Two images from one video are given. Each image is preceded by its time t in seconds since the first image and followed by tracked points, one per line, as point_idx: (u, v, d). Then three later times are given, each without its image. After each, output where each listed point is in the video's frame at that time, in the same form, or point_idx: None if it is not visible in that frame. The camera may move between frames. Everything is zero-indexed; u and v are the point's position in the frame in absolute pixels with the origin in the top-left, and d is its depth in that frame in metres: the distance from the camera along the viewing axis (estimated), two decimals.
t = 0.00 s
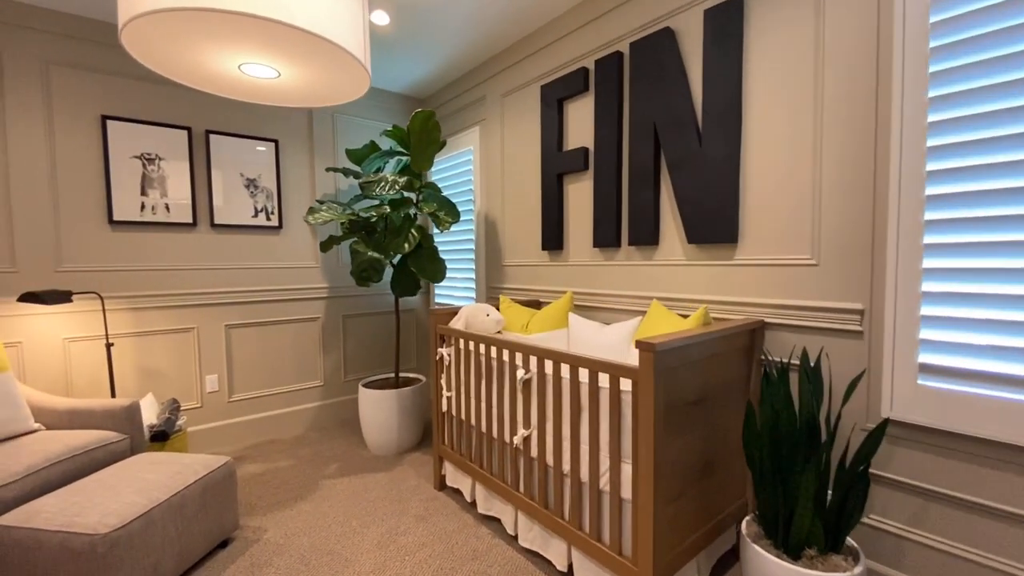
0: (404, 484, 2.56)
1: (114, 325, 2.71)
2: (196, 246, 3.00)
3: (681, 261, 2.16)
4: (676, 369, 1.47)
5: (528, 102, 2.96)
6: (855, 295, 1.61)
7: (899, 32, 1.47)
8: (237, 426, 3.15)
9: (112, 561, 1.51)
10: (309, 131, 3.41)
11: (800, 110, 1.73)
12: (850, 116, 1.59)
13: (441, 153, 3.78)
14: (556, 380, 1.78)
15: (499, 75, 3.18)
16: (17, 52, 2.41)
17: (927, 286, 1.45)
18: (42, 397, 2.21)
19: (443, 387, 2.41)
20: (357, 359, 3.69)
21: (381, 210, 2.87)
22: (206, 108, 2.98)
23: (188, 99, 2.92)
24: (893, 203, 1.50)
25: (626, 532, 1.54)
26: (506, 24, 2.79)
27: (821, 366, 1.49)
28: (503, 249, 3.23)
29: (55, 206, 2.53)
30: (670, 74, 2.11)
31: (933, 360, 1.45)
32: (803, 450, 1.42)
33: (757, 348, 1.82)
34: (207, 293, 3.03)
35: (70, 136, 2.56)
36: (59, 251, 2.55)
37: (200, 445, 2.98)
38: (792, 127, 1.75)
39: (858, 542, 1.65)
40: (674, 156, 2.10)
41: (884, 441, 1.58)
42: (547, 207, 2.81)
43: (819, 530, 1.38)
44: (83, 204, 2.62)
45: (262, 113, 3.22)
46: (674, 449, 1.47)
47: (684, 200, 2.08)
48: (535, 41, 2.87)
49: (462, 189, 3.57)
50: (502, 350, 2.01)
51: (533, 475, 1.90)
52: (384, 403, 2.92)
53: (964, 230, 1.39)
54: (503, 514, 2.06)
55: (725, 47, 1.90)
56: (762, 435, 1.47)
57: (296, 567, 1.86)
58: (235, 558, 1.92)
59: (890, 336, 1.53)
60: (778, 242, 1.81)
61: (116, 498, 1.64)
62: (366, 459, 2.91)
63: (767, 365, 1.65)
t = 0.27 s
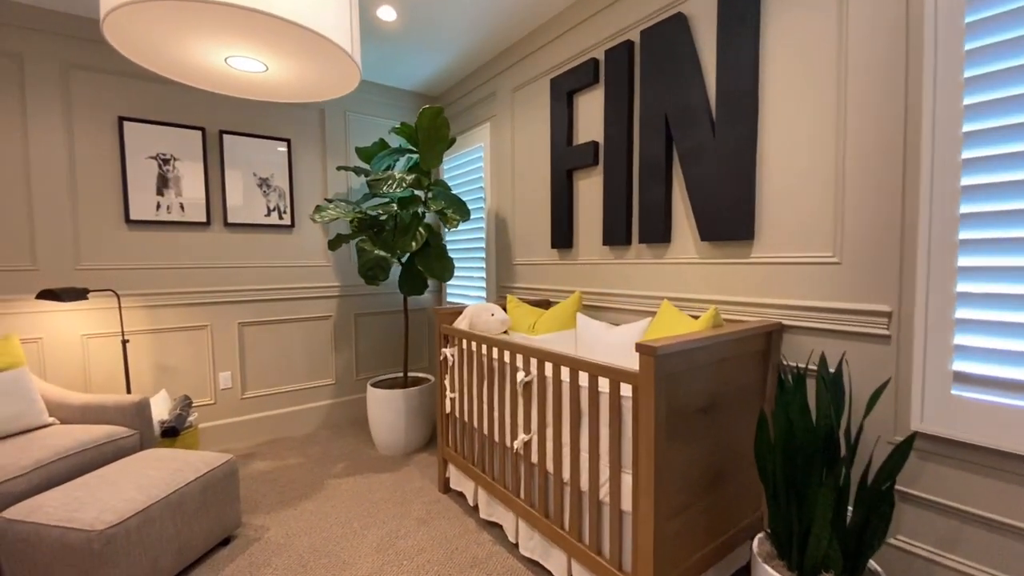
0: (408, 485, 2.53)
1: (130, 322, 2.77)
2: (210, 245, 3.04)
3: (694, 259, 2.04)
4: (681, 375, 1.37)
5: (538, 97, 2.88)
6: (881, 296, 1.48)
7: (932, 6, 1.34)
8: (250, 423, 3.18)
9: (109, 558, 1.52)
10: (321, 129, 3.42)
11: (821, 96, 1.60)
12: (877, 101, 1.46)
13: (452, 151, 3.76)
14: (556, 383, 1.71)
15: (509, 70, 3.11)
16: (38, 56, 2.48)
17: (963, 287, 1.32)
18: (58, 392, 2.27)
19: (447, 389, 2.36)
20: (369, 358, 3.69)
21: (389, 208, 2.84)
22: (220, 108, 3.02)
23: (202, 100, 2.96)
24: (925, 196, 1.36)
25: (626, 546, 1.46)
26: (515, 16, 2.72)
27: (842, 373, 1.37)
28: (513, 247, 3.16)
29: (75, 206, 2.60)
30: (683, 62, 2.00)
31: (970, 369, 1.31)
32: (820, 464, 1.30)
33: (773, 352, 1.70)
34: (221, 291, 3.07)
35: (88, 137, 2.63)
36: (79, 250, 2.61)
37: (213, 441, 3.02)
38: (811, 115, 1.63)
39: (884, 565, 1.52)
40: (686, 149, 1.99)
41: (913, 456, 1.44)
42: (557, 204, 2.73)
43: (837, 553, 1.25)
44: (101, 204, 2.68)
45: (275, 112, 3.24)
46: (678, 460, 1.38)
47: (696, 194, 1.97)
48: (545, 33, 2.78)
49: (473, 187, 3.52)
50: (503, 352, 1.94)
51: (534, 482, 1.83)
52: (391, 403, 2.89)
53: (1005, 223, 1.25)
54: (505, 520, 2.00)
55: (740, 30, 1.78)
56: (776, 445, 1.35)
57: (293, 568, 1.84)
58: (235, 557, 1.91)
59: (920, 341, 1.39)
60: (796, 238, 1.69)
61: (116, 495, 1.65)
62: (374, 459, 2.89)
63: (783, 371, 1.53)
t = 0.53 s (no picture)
0: (423, 488, 2.51)
1: (162, 320, 2.88)
2: (238, 246, 3.12)
3: (719, 261, 1.92)
4: (696, 387, 1.28)
5: (557, 94, 2.81)
6: (925, 303, 1.33)
7: None
8: (275, 420, 3.25)
9: (125, 551, 1.56)
10: (345, 131, 3.46)
11: (857, 84, 1.46)
12: (921, 87, 1.32)
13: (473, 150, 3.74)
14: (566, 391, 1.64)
15: (530, 67, 3.05)
16: (79, 67, 2.60)
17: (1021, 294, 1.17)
18: (93, 387, 2.37)
19: (461, 392, 2.33)
20: (391, 358, 3.71)
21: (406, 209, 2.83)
22: (247, 112, 3.10)
23: (230, 105, 3.04)
24: (976, 192, 1.22)
25: (636, 566, 1.37)
26: (534, 11, 2.66)
27: (878, 388, 1.24)
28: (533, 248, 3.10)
29: (112, 209, 2.72)
30: (706, 52, 1.88)
31: None
32: (850, 490, 1.18)
33: (803, 361, 1.57)
34: (247, 291, 3.15)
35: (124, 143, 2.74)
36: (116, 251, 2.74)
37: (240, 436, 3.10)
38: (845, 106, 1.49)
39: None
40: (710, 144, 1.88)
41: (961, 482, 1.29)
42: (576, 203, 2.65)
43: None
44: (136, 207, 2.80)
45: (300, 116, 3.30)
46: (691, 477, 1.29)
47: (720, 192, 1.85)
48: (564, 28, 2.71)
49: (494, 186, 3.48)
50: (514, 356, 1.89)
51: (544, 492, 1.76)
52: (409, 404, 2.88)
53: None
54: (515, 529, 1.94)
55: (768, 15, 1.65)
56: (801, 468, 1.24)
57: (303, 569, 1.85)
58: (249, 554, 1.94)
59: (970, 354, 1.25)
60: (829, 239, 1.55)
61: (135, 490, 1.70)
62: (391, 459, 2.89)
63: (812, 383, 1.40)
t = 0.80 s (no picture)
0: (439, 488, 2.50)
1: (195, 317, 2.99)
2: (266, 246, 3.21)
3: (746, 260, 1.80)
4: (711, 395, 1.19)
5: (578, 89, 2.74)
6: (974, 307, 1.20)
7: None
8: (301, 415, 3.33)
9: (145, 541, 1.61)
10: (369, 132, 3.50)
11: (898, 66, 1.33)
12: (972, 67, 1.19)
13: (497, 148, 3.71)
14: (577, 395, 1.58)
15: (551, 62, 2.98)
16: (119, 75, 2.74)
17: None
18: (129, 381, 2.49)
19: (475, 393, 2.30)
20: (414, 356, 3.73)
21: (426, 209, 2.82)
22: (275, 115, 3.18)
23: (258, 109, 3.13)
24: None
25: None
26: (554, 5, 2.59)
27: (917, 401, 1.12)
28: (554, 247, 3.04)
29: (149, 210, 2.85)
30: (732, 38, 1.77)
31: None
32: (883, 512, 1.07)
33: (836, 369, 1.45)
34: (275, 289, 3.23)
35: (161, 148, 2.87)
36: (152, 250, 2.87)
37: (267, 431, 3.19)
38: (883, 90, 1.37)
39: None
40: (735, 136, 1.77)
41: (1017, 508, 1.15)
42: (597, 201, 2.57)
43: None
44: (171, 208, 2.92)
45: (326, 117, 3.35)
46: (705, 492, 1.21)
47: (746, 187, 1.74)
48: (585, 20, 2.63)
49: (515, 185, 3.44)
50: (526, 358, 1.84)
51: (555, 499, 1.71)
52: (428, 404, 2.87)
53: None
54: (527, 535, 1.89)
55: None
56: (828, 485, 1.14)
57: (316, 565, 1.86)
58: (266, 547, 1.98)
59: None
60: (866, 236, 1.42)
61: (157, 481, 1.76)
62: (410, 458, 2.90)
63: (842, 392, 1.29)
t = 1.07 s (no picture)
0: (449, 489, 2.48)
1: (217, 315, 3.07)
2: (285, 245, 3.26)
3: (765, 260, 1.70)
4: (719, 403, 1.12)
5: (593, 84, 2.67)
6: (1017, 311, 1.09)
7: None
8: (318, 412, 3.37)
9: (156, 534, 1.65)
10: (386, 132, 3.51)
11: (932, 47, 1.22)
12: (1016, 45, 1.07)
13: (513, 147, 3.65)
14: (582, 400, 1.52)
15: (566, 57, 2.92)
16: (146, 81, 2.83)
17: None
18: (152, 376, 2.56)
19: (484, 394, 2.26)
20: (429, 356, 3.72)
21: (438, 208, 2.81)
22: (294, 117, 3.23)
23: (277, 111, 3.19)
24: None
25: None
26: None
27: (947, 414, 1.02)
28: (570, 246, 2.98)
29: (173, 211, 2.94)
30: (751, 24, 1.67)
31: None
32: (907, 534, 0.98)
33: (860, 377, 1.35)
34: (293, 288, 3.28)
35: (185, 151, 2.95)
36: (177, 250, 2.95)
37: (285, 427, 3.25)
38: (914, 75, 1.26)
39: None
40: (754, 128, 1.67)
41: None
42: (612, 199, 2.50)
43: None
44: (195, 209, 3.00)
45: (344, 118, 3.38)
46: (711, 506, 1.13)
47: (766, 182, 1.64)
48: (600, 13, 2.56)
49: (531, 183, 3.39)
50: (533, 360, 1.79)
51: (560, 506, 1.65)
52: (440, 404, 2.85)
53: None
54: (534, 542, 1.85)
55: None
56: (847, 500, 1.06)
57: (322, 563, 1.87)
58: (275, 544, 2.00)
59: None
60: (895, 234, 1.31)
61: (169, 476, 1.79)
62: (423, 458, 2.89)
63: (865, 401, 1.20)
